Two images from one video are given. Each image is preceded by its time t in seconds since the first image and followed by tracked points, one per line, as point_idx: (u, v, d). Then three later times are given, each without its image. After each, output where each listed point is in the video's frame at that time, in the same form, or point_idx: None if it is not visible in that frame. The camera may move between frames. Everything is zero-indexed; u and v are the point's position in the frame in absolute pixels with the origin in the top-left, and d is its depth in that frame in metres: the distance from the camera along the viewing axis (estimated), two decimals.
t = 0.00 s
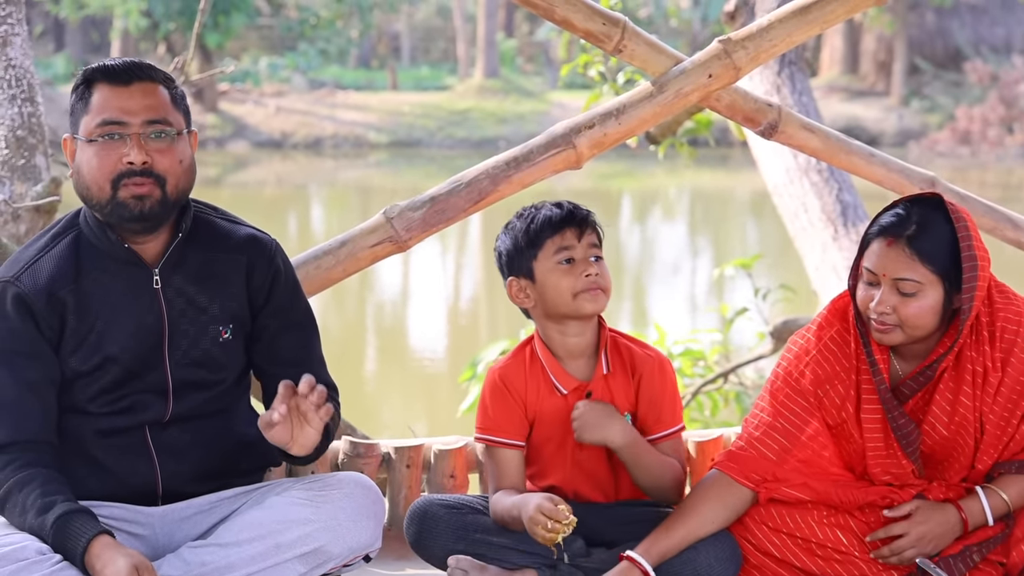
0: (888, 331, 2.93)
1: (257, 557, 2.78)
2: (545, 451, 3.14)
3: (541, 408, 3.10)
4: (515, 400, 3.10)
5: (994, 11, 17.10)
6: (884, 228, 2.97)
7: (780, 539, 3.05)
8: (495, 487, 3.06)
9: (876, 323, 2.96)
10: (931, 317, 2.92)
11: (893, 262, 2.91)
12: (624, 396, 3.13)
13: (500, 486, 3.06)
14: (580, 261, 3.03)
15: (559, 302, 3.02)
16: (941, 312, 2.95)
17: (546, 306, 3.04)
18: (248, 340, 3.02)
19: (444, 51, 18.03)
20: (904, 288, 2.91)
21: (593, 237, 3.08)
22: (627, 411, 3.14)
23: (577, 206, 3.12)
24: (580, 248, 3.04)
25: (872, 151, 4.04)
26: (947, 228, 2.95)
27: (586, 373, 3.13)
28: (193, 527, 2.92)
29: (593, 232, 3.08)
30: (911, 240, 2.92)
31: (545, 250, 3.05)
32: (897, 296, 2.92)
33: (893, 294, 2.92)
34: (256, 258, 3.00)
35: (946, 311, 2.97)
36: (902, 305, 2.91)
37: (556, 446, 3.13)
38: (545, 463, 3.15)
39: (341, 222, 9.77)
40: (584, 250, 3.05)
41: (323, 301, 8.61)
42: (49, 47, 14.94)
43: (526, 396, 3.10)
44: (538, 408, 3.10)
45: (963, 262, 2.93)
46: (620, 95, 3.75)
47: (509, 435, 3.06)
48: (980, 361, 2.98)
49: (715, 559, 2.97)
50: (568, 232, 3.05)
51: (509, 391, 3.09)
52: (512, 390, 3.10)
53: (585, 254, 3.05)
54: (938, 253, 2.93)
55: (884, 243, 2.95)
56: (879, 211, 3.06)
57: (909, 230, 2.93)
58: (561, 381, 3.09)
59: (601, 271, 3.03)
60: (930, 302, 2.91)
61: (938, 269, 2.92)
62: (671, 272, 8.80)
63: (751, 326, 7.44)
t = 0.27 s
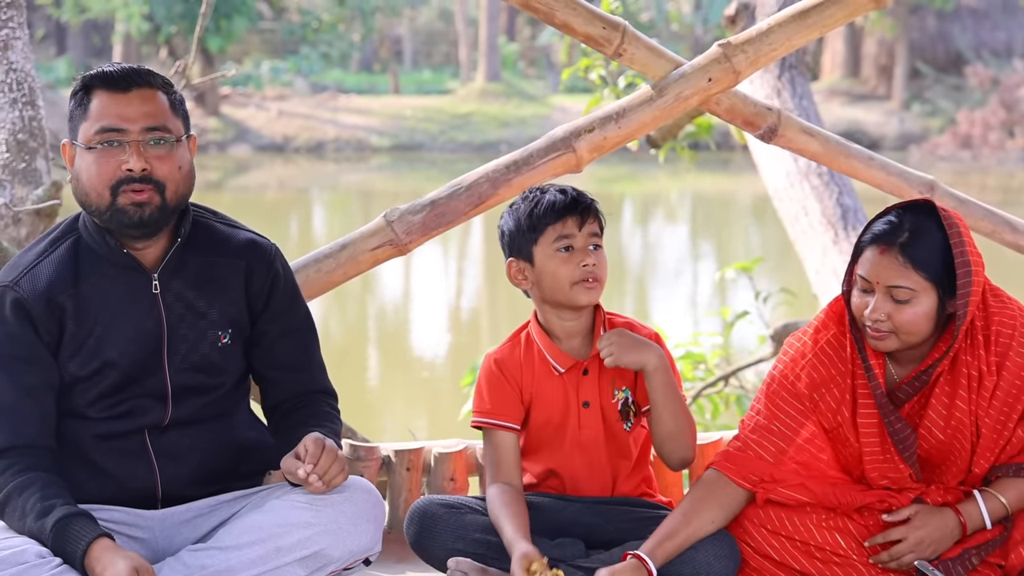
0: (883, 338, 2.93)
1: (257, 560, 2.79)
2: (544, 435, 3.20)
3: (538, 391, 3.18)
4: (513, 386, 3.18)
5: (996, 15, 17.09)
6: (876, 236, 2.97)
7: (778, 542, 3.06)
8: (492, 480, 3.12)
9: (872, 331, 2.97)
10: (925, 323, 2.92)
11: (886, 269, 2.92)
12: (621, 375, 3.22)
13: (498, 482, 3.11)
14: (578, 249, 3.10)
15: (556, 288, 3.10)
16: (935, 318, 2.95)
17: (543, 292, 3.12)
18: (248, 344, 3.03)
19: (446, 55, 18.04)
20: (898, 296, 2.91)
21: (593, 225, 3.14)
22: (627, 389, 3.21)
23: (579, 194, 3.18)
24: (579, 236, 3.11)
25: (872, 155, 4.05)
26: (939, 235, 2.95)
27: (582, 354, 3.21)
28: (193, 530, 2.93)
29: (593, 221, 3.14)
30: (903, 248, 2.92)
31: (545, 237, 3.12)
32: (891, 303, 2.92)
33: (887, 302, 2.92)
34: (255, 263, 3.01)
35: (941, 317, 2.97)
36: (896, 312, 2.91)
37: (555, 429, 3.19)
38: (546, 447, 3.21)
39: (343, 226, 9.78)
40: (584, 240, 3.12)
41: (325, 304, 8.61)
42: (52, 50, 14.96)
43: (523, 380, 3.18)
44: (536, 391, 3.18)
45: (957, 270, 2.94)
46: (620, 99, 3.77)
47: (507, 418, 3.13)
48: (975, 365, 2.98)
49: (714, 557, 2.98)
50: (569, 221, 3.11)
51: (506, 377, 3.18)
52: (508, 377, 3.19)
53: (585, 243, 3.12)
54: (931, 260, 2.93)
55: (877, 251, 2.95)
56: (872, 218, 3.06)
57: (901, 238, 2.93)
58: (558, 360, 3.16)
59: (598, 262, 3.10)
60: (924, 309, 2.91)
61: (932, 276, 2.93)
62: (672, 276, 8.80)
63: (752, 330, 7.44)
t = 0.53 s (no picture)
0: (882, 334, 2.94)
1: (254, 560, 2.79)
2: (542, 426, 3.21)
3: (538, 381, 3.20)
4: (513, 378, 3.21)
5: (991, 16, 17.09)
6: (875, 233, 2.98)
7: (775, 541, 3.07)
8: (492, 471, 3.14)
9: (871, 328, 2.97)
10: (924, 319, 2.93)
11: (884, 266, 2.92)
12: (626, 369, 3.23)
13: (497, 474, 3.14)
14: (575, 244, 3.12)
15: (552, 283, 3.12)
16: (933, 313, 2.96)
17: (539, 285, 3.14)
18: (244, 345, 3.03)
19: (442, 56, 18.05)
20: (897, 292, 2.92)
21: (590, 220, 3.15)
22: (631, 383, 3.23)
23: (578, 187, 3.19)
24: (575, 230, 3.12)
25: (867, 154, 4.05)
26: (936, 231, 2.96)
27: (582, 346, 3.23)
28: (189, 531, 2.93)
29: (589, 216, 3.14)
30: (901, 244, 2.93)
31: (541, 231, 3.14)
32: (889, 300, 2.93)
33: (885, 298, 2.93)
34: (252, 264, 3.01)
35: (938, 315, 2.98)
36: (894, 308, 2.92)
37: (553, 421, 3.20)
38: (542, 440, 3.23)
39: (339, 227, 9.79)
40: (581, 234, 3.13)
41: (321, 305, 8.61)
42: (47, 52, 14.96)
43: (523, 372, 3.21)
44: (535, 382, 3.20)
45: (952, 265, 2.95)
46: (615, 99, 3.77)
47: (507, 408, 3.16)
48: (973, 362, 2.99)
49: (708, 559, 2.99)
50: (565, 215, 3.12)
51: (506, 368, 3.21)
52: (508, 368, 3.22)
53: (581, 238, 3.13)
54: (928, 256, 2.94)
55: (875, 247, 2.95)
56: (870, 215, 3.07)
57: (898, 234, 2.94)
58: (559, 351, 3.18)
59: (594, 256, 3.11)
60: (922, 306, 2.92)
61: (930, 272, 2.94)
62: (668, 277, 8.80)
63: (749, 330, 7.46)
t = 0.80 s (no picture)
0: (884, 326, 2.95)
1: (255, 558, 2.80)
2: (546, 421, 3.23)
3: (542, 376, 3.21)
4: (516, 373, 3.22)
5: (989, 13, 17.07)
6: (878, 224, 2.98)
7: (775, 538, 3.07)
8: (496, 465, 3.16)
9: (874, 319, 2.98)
10: (927, 311, 2.94)
11: (887, 257, 2.93)
12: (630, 363, 3.25)
13: (501, 468, 3.15)
14: (572, 250, 3.11)
15: (551, 289, 3.13)
16: (935, 306, 2.97)
17: (540, 289, 3.16)
18: (244, 344, 3.02)
19: (439, 56, 18.04)
20: (899, 283, 2.93)
21: (588, 223, 3.13)
22: (635, 377, 3.25)
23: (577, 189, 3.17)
24: (573, 236, 3.12)
25: (865, 152, 4.06)
26: (940, 222, 2.97)
27: (585, 341, 3.23)
28: (190, 529, 2.93)
29: (587, 220, 3.13)
30: (905, 235, 2.93)
31: (539, 235, 3.13)
32: (892, 292, 2.94)
33: (888, 290, 2.94)
34: (253, 265, 3.01)
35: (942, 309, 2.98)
36: (897, 300, 2.93)
37: (557, 416, 3.22)
38: (545, 435, 3.24)
39: (337, 227, 9.79)
40: (580, 239, 3.12)
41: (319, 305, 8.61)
42: (44, 53, 14.95)
43: (526, 367, 3.22)
44: (539, 376, 3.21)
45: (953, 257, 2.95)
46: (613, 97, 3.77)
47: (511, 403, 3.17)
48: (974, 355, 2.99)
49: (710, 552, 3.00)
50: (564, 221, 3.11)
51: (509, 365, 3.21)
52: (511, 363, 3.22)
53: (580, 243, 3.12)
54: (932, 249, 2.94)
55: (879, 239, 2.96)
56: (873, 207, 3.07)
57: (903, 225, 2.94)
58: (562, 347, 3.19)
59: (592, 262, 3.11)
60: (925, 297, 2.94)
61: (933, 264, 2.95)
62: (667, 275, 8.80)
63: (747, 327, 7.47)
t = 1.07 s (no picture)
0: (883, 320, 2.95)
1: (258, 555, 2.80)
2: (549, 418, 3.24)
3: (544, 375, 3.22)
4: (518, 370, 3.23)
5: (988, 8, 17.02)
6: (876, 218, 2.98)
7: (777, 534, 3.06)
8: (500, 461, 3.17)
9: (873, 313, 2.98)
10: (925, 305, 2.94)
11: (886, 251, 2.93)
12: (632, 361, 3.25)
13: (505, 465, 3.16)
14: (550, 271, 3.05)
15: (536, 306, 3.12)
16: (934, 302, 2.97)
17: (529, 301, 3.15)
18: (247, 342, 3.02)
19: (438, 53, 18.02)
20: (898, 277, 2.93)
21: (564, 241, 3.05)
22: (637, 375, 3.24)
23: (553, 203, 3.08)
24: (549, 257, 3.04)
25: (865, 147, 4.06)
26: (938, 216, 2.97)
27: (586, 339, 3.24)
28: (194, 527, 2.93)
29: (562, 240, 3.04)
30: (904, 228, 2.93)
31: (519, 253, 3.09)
32: (891, 285, 2.94)
33: (887, 284, 2.94)
34: (254, 263, 3.01)
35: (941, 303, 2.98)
36: (896, 293, 2.93)
37: (559, 414, 3.23)
38: (549, 433, 3.25)
39: (337, 225, 9.79)
40: (559, 260, 3.05)
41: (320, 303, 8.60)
42: (43, 53, 14.94)
43: (529, 365, 3.24)
44: (541, 375, 3.22)
45: (951, 251, 2.96)
46: (613, 93, 3.77)
47: (514, 400, 3.19)
48: (974, 349, 3.00)
49: (713, 551, 2.98)
50: (538, 245, 3.04)
51: (511, 362, 3.23)
52: (513, 361, 3.24)
53: (559, 263, 3.05)
54: (930, 243, 2.95)
55: (877, 232, 2.96)
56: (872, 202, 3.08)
57: (900, 219, 2.94)
58: (562, 345, 3.19)
59: (570, 283, 3.05)
60: (924, 291, 2.94)
61: (931, 258, 2.95)
62: (667, 271, 8.80)
63: (748, 323, 7.47)
